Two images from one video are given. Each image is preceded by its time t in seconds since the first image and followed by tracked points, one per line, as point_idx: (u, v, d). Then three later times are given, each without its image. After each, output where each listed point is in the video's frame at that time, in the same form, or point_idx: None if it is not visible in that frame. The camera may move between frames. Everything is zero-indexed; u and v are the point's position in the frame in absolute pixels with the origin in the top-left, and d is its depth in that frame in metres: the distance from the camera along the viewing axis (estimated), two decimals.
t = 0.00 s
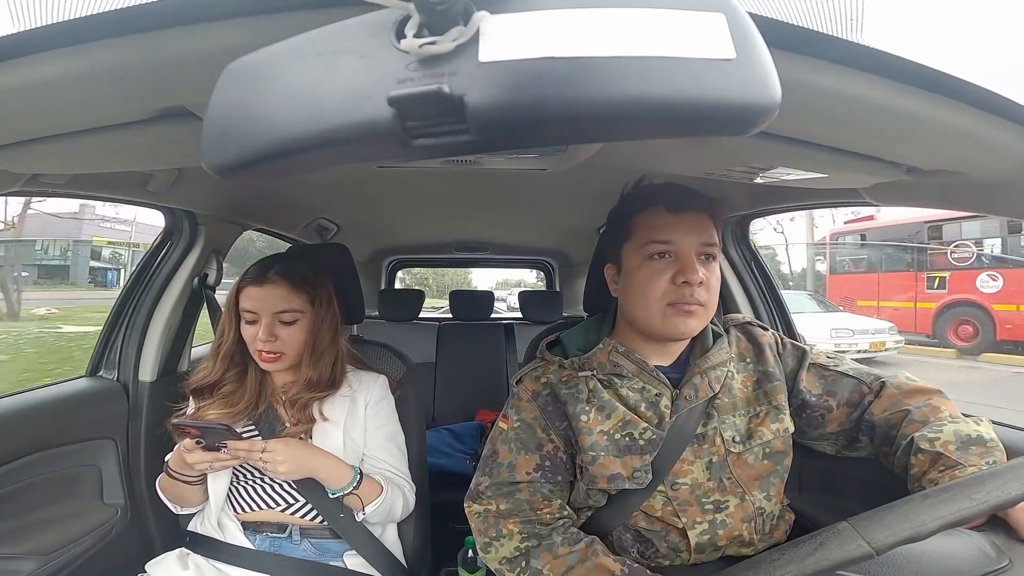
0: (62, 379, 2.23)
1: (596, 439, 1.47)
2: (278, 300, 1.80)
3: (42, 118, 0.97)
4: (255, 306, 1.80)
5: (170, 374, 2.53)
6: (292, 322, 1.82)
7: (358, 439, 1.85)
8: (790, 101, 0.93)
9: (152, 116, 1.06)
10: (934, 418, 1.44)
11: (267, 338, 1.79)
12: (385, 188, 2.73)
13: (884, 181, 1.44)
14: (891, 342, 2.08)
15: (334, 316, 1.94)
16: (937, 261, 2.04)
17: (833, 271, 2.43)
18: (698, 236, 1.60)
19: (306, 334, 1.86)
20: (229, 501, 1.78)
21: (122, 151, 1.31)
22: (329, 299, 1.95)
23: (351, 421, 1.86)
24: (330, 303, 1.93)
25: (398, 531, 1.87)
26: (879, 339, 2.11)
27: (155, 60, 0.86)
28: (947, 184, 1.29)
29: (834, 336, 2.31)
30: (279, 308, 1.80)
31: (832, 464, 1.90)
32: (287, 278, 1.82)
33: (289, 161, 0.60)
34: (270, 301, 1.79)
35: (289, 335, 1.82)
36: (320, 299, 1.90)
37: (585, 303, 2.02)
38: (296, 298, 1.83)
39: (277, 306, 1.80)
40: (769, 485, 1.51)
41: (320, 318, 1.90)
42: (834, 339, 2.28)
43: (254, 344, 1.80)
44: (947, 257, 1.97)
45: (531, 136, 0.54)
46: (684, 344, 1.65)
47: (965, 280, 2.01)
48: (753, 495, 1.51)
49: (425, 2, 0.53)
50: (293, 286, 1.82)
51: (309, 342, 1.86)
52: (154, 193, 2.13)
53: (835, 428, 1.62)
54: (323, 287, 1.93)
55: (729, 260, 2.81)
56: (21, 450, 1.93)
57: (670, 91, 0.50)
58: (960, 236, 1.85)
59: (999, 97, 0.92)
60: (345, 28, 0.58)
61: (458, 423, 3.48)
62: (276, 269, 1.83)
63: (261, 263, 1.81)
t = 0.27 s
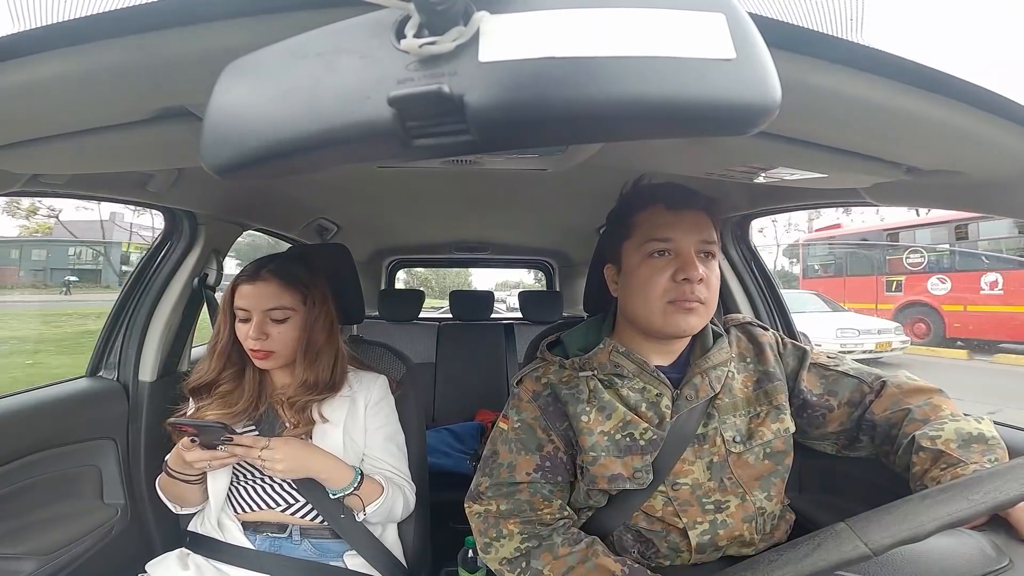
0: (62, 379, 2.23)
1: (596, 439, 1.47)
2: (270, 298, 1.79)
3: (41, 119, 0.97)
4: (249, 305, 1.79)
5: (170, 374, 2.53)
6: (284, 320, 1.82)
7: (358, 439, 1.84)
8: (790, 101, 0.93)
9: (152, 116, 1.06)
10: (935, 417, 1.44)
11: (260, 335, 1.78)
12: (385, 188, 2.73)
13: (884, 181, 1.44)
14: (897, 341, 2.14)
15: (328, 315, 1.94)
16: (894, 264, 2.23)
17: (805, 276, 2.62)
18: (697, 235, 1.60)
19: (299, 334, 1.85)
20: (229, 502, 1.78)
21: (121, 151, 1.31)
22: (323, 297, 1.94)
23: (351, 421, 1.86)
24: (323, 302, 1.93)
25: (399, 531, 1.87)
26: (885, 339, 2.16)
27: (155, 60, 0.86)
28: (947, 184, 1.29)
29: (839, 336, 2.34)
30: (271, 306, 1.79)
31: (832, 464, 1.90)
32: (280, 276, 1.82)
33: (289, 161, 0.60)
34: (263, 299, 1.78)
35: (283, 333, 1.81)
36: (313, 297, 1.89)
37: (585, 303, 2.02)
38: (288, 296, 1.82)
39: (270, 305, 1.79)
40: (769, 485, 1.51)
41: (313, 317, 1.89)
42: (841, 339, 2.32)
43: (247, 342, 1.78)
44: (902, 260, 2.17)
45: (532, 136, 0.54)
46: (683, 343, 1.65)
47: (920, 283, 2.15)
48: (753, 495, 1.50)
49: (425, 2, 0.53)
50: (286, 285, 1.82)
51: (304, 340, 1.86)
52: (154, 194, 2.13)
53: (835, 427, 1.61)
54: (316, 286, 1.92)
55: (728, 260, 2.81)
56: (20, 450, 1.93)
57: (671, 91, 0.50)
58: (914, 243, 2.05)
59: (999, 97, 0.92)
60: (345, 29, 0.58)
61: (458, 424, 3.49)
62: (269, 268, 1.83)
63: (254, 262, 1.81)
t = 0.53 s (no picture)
0: (61, 379, 2.23)
1: (596, 439, 1.47)
2: (269, 298, 1.79)
3: (41, 118, 0.97)
4: (248, 305, 1.79)
5: (170, 374, 2.53)
6: (284, 320, 1.82)
7: (358, 439, 1.84)
8: (789, 101, 0.93)
9: (152, 116, 1.06)
10: (935, 417, 1.44)
11: (259, 336, 1.78)
12: (385, 188, 2.73)
13: (884, 181, 1.44)
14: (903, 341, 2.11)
15: (327, 315, 1.93)
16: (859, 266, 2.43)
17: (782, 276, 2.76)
18: (697, 236, 1.60)
19: (298, 334, 1.85)
20: (229, 501, 1.78)
21: (121, 151, 1.31)
22: (322, 297, 1.94)
23: (351, 421, 1.86)
24: (322, 302, 1.93)
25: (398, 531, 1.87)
26: (891, 339, 2.14)
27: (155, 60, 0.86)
28: (946, 183, 1.29)
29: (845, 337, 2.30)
30: (271, 306, 1.79)
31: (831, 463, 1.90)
32: (280, 277, 1.82)
33: (289, 161, 0.60)
34: (262, 300, 1.79)
35: (283, 333, 1.81)
36: (313, 298, 1.89)
37: (585, 304, 2.02)
38: (288, 295, 1.82)
39: (270, 304, 1.79)
40: (769, 485, 1.51)
41: (312, 317, 1.89)
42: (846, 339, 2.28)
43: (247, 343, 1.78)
44: (866, 263, 2.39)
45: (532, 135, 0.54)
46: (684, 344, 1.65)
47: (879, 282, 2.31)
48: (753, 495, 1.50)
49: (425, 1, 0.53)
50: (284, 284, 1.82)
51: (302, 341, 1.86)
52: (154, 193, 2.13)
53: (835, 427, 1.61)
54: (315, 286, 1.92)
55: (729, 260, 2.81)
56: (20, 450, 1.93)
57: (671, 91, 0.50)
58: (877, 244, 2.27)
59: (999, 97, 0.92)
60: (345, 29, 0.58)
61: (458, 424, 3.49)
62: (269, 269, 1.83)
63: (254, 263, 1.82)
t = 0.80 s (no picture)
0: (62, 379, 2.24)
1: (596, 439, 1.47)
2: (283, 293, 1.82)
3: (41, 119, 0.97)
4: (260, 299, 1.81)
5: (170, 373, 2.53)
6: (298, 315, 1.84)
7: (358, 439, 1.85)
8: (789, 102, 0.93)
9: (152, 116, 1.06)
10: (935, 417, 1.44)
11: (271, 330, 1.79)
12: (385, 188, 2.73)
13: (883, 181, 1.44)
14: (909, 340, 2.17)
15: (334, 315, 1.95)
16: (830, 267, 2.59)
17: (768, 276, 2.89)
18: (697, 234, 1.60)
19: (310, 330, 1.87)
20: (229, 501, 1.78)
21: (121, 151, 1.31)
22: (332, 297, 1.96)
23: (351, 421, 1.86)
24: (331, 301, 1.95)
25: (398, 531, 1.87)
26: (897, 339, 2.19)
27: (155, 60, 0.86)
28: (945, 183, 1.29)
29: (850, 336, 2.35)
30: (285, 301, 1.82)
31: (831, 464, 1.90)
32: (293, 272, 1.85)
33: (290, 161, 0.60)
34: (275, 294, 1.81)
35: (295, 328, 1.83)
36: (324, 295, 1.92)
37: (585, 303, 2.02)
38: (301, 291, 1.85)
39: (283, 299, 1.82)
40: (769, 485, 1.51)
41: (322, 315, 1.91)
42: (852, 338, 2.33)
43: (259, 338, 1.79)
44: (835, 263, 2.54)
45: (533, 135, 0.54)
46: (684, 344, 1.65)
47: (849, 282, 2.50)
48: (752, 495, 1.50)
49: (426, 1, 0.53)
50: (299, 281, 1.85)
51: (311, 338, 1.88)
52: (154, 193, 2.13)
53: (835, 427, 1.61)
54: (325, 285, 1.94)
55: (728, 260, 2.80)
56: (20, 449, 1.93)
57: (671, 91, 0.50)
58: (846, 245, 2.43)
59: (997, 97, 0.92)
60: (346, 29, 0.58)
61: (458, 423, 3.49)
62: (283, 265, 1.85)
63: (266, 258, 1.84)
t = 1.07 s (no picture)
0: (62, 379, 2.23)
1: (594, 437, 1.47)
2: (295, 288, 1.84)
3: (41, 119, 0.97)
4: (272, 293, 1.82)
5: (169, 374, 2.53)
6: (308, 310, 1.85)
7: (358, 439, 1.85)
8: (789, 102, 0.93)
9: (152, 116, 1.06)
10: (935, 417, 1.44)
11: (282, 324, 1.80)
12: (385, 188, 2.73)
13: (883, 181, 1.44)
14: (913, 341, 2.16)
15: (339, 315, 1.96)
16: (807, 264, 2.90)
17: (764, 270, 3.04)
18: (696, 234, 1.60)
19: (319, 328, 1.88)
20: (229, 501, 1.78)
21: (122, 151, 1.31)
22: (338, 298, 1.99)
23: (351, 420, 1.86)
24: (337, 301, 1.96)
25: (398, 531, 1.87)
26: (902, 339, 2.17)
27: (155, 61, 0.86)
28: (945, 184, 1.29)
29: (856, 337, 2.30)
30: (297, 296, 1.83)
31: (831, 464, 1.90)
32: (304, 269, 1.87)
33: (290, 161, 0.60)
34: (286, 289, 1.82)
35: (306, 324, 1.84)
36: (332, 295, 1.94)
37: (585, 304, 2.02)
38: (313, 288, 1.88)
39: (295, 294, 1.83)
40: (769, 485, 1.51)
41: (329, 314, 1.93)
42: (856, 339, 2.30)
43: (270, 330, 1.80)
44: (811, 265, 2.62)
45: (533, 135, 0.54)
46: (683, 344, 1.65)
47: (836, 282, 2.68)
48: (752, 495, 1.50)
49: (425, 1, 0.53)
50: (310, 277, 1.87)
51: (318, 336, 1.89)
52: (154, 193, 2.13)
53: (836, 427, 1.61)
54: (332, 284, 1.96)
55: (728, 260, 2.80)
56: (20, 450, 1.93)
57: (671, 91, 0.50)
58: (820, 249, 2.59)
59: (997, 96, 0.92)
60: (346, 28, 0.58)
61: (458, 424, 3.49)
62: (294, 261, 1.87)
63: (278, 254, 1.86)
